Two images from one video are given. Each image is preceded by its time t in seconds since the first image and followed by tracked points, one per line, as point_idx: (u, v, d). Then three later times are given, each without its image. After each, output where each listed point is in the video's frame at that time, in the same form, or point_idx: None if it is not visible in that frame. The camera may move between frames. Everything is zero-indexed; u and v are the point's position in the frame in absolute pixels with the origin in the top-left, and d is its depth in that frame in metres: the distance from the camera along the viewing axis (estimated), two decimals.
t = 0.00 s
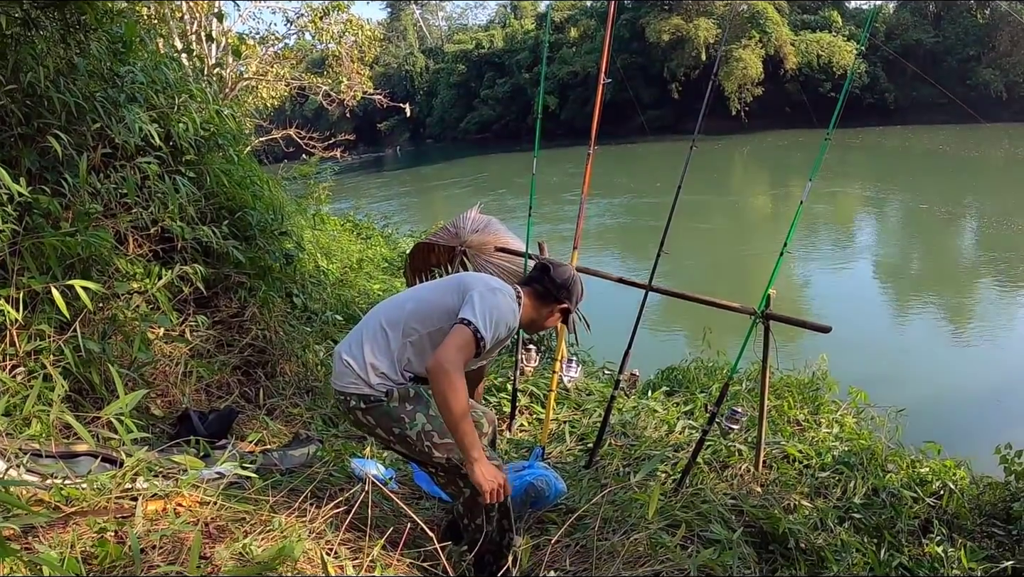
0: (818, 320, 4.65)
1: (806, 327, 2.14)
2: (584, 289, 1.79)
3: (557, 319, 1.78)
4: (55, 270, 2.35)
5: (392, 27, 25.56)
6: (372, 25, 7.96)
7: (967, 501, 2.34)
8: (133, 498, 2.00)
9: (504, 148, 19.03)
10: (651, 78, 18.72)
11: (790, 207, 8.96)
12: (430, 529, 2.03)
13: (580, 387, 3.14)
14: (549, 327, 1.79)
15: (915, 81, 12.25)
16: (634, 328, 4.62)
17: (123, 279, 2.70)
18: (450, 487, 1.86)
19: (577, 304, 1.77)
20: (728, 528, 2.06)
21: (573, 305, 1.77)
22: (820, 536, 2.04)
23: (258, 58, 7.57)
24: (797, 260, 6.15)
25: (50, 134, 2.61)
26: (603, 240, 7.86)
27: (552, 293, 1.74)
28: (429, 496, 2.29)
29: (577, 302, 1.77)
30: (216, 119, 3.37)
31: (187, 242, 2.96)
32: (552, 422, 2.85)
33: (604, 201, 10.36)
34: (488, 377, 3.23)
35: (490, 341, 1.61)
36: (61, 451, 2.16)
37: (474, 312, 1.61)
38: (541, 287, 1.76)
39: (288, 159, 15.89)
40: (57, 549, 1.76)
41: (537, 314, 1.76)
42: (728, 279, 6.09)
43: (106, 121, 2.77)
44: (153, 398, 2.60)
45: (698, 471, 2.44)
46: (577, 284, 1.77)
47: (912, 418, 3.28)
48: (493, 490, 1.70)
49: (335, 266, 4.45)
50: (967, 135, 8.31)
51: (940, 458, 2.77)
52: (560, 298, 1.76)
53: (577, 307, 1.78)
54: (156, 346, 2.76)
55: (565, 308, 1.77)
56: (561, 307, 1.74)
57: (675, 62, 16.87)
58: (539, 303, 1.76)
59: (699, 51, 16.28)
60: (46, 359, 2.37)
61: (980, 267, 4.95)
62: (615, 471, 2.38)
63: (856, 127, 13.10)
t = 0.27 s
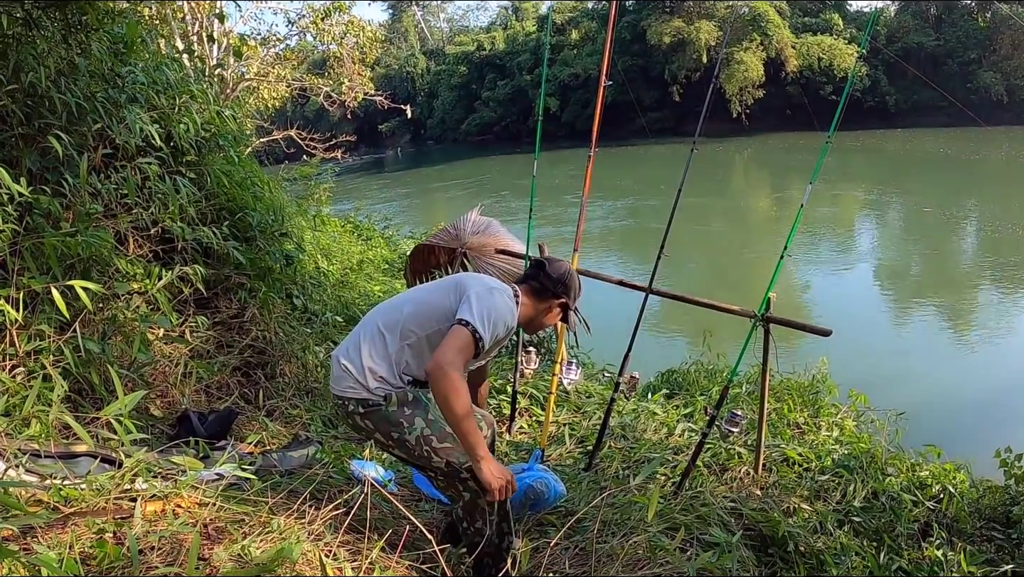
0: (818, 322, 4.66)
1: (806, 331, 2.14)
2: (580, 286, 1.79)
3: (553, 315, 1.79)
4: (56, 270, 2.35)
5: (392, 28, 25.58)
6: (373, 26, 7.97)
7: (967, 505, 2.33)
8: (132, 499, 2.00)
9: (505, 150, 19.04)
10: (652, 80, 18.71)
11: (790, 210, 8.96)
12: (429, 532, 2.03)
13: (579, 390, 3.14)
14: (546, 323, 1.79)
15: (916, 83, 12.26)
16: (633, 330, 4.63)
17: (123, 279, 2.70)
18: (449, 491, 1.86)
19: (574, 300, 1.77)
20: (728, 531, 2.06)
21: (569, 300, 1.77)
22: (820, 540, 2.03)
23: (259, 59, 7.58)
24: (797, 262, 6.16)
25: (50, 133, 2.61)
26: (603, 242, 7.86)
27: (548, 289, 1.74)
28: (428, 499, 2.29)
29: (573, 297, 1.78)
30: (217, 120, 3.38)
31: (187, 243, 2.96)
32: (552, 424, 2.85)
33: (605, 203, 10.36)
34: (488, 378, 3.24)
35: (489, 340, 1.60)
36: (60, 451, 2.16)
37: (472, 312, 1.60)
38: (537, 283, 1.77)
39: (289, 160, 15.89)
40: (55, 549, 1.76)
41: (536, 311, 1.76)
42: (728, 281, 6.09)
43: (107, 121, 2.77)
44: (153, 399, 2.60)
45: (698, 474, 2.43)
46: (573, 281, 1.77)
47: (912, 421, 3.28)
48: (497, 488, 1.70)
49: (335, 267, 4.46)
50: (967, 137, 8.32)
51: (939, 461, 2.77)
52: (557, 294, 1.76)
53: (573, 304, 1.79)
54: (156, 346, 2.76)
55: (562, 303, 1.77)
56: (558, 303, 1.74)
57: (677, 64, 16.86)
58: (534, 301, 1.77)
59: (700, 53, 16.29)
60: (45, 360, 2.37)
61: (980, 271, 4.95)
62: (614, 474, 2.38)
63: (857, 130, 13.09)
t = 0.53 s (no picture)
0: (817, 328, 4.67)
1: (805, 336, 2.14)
2: (577, 265, 1.79)
3: (555, 296, 1.78)
4: (56, 270, 2.35)
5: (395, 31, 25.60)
6: (375, 28, 7.98)
7: (966, 512, 2.33)
8: (131, 500, 2.00)
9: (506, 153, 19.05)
10: (653, 84, 18.73)
11: (791, 215, 8.97)
12: (427, 536, 2.03)
13: (579, 394, 3.14)
14: (549, 306, 1.78)
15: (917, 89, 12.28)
16: (633, 334, 4.63)
17: (124, 280, 2.70)
18: (445, 496, 1.85)
19: (572, 278, 1.77)
20: (727, 537, 2.06)
21: (568, 279, 1.76)
22: (818, 546, 2.03)
23: (261, 61, 7.60)
24: (797, 268, 6.17)
25: (52, 133, 2.61)
26: (604, 246, 7.87)
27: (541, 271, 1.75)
28: (426, 502, 2.29)
29: (571, 275, 1.77)
30: (219, 122, 3.39)
31: (188, 244, 2.96)
32: (551, 429, 2.85)
33: (606, 207, 10.37)
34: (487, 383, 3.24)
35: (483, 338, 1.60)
36: (58, 452, 2.16)
37: (464, 312, 1.60)
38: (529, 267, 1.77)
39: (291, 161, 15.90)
40: (53, 551, 1.76)
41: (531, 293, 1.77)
42: (728, 286, 6.10)
43: (109, 122, 2.78)
44: (152, 400, 2.61)
45: (697, 480, 2.43)
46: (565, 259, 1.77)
47: (912, 428, 3.28)
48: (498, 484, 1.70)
49: (336, 270, 4.46)
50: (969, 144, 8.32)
51: (939, 468, 2.77)
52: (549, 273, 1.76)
53: (573, 284, 1.77)
54: (156, 347, 2.76)
55: (560, 282, 1.77)
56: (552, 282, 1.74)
57: (678, 68, 16.88)
58: (530, 284, 1.77)
59: (702, 59, 16.31)
60: (45, 360, 2.37)
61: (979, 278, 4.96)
62: (614, 479, 2.38)
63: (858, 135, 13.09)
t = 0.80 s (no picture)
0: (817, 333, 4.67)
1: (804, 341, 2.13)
2: (545, 177, 1.65)
3: (534, 212, 1.65)
4: (55, 267, 2.34)
5: (397, 32, 25.60)
6: (377, 28, 7.99)
7: (963, 518, 2.33)
8: (129, 499, 1.99)
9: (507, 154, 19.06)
10: (655, 87, 18.73)
11: (791, 220, 8.98)
12: (425, 537, 2.02)
13: (578, 397, 3.16)
14: (533, 224, 1.65)
15: (918, 95, 12.29)
16: (632, 337, 4.64)
17: (123, 277, 2.69)
18: (437, 495, 1.81)
19: (542, 189, 1.63)
20: (725, 541, 2.05)
21: (537, 192, 1.63)
22: (816, 551, 2.03)
23: (263, 60, 7.60)
24: (797, 273, 6.17)
25: (53, 130, 2.60)
26: (603, 249, 7.88)
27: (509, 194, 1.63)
28: (423, 502, 2.28)
29: (540, 188, 1.63)
30: (220, 120, 3.38)
31: (187, 242, 2.95)
32: (550, 431, 2.86)
33: (605, 210, 10.38)
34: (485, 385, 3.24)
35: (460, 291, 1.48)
36: (56, 450, 2.16)
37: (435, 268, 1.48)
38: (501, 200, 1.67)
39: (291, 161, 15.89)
40: (50, 549, 1.76)
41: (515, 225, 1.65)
42: (728, 290, 6.11)
43: (110, 119, 2.76)
44: (151, 398, 2.61)
45: (695, 484, 2.43)
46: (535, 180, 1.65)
47: (911, 434, 3.28)
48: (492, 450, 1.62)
49: (335, 269, 4.47)
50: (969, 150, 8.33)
51: (937, 474, 2.76)
52: (513, 195, 1.64)
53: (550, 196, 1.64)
54: (155, 345, 2.76)
55: (530, 198, 1.64)
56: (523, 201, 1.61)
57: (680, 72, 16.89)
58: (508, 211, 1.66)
59: (704, 62, 16.31)
60: (43, 357, 2.36)
61: (979, 283, 4.94)
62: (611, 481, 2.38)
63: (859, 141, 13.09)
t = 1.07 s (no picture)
0: (818, 337, 4.68)
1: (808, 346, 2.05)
2: (497, 99, 1.66)
3: (495, 136, 1.65)
4: (57, 267, 2.34)
5: (400, 34, 25.63)
6: (381, 30, 8.01)
7: (964, 523, 2.33)
8: (129, 499, 1.99)
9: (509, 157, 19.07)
10: (657, 91, 18.74)
11: (793, 224, 8.98)
12: (425, 540, 2.02)
13: (579, 400, 3.17)
14: (497, 148, 1.64)
15: (921, 100, 12.29)
16: (633, 339, 4.65)
17: (125, 277, 2.69)
18: (430, 494, 1.78)
19: (494, 112, 1.64)
20: (725, 545, 2.05)
21: (491, 116, 1.64)
22: (816, 555, 2.02)
23: (266, 61, 7.62)
24: (799, 276, 6.18)
25: (56, 129, 2.60)
26: (605, 252, 7.88)
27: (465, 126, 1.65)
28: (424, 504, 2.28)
29: (493, 112, 1.65)
30: (223, 121, 3.38)
31: (190, 243, 2.95)
32: (551, 434, 2.87)
33: (607, 213, 10.38)
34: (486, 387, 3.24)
35: (428, 241, 1.51)
36: (57, 449, 2.16)
37: (399, 231, 1.51)
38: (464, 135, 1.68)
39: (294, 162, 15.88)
40: (50, 548, 1.76)
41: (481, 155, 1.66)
42: (729, 294, 6.11)
43: (113, 119, 2.77)
44: (152, 398, 2.61)
45: (696, 487, 2.43)
46: (486, 107, 1.65)
47: (912, 439, 3.28)
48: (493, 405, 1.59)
49: (338, 271, 4.48)
50: (972, 155, 8.32)
51: (937, 479, 2.76)
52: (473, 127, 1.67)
53: (501, 116, 1.64)
54: (156, 345, 2.76)
55: (488, 124, 1.65)
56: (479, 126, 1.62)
57: (683, 75, 16.90)
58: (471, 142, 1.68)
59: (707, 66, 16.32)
60: (45, 356, 2.37)
61: (981, 289, 4.94)
62: (612, 484, 2.38)
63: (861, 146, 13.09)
